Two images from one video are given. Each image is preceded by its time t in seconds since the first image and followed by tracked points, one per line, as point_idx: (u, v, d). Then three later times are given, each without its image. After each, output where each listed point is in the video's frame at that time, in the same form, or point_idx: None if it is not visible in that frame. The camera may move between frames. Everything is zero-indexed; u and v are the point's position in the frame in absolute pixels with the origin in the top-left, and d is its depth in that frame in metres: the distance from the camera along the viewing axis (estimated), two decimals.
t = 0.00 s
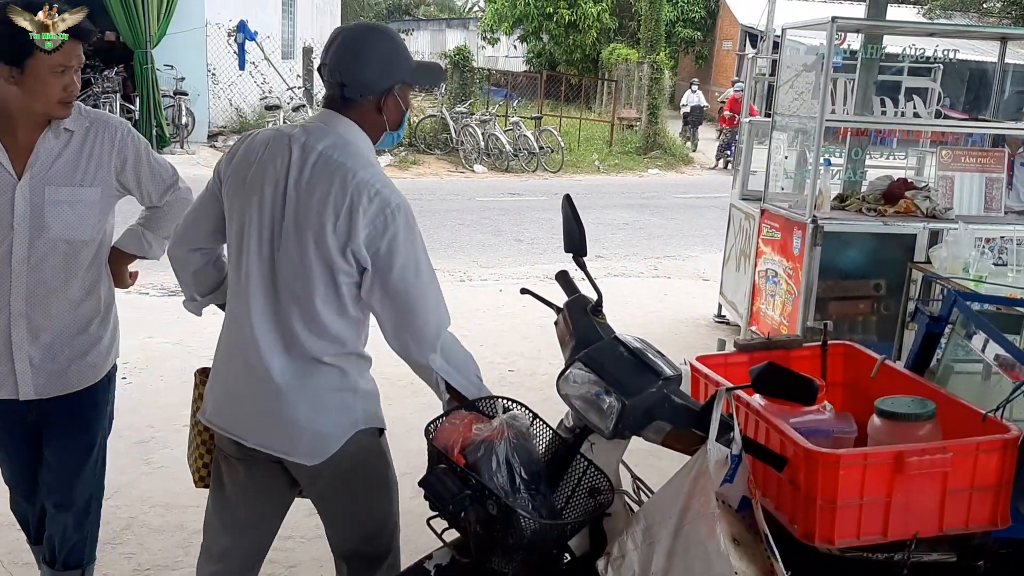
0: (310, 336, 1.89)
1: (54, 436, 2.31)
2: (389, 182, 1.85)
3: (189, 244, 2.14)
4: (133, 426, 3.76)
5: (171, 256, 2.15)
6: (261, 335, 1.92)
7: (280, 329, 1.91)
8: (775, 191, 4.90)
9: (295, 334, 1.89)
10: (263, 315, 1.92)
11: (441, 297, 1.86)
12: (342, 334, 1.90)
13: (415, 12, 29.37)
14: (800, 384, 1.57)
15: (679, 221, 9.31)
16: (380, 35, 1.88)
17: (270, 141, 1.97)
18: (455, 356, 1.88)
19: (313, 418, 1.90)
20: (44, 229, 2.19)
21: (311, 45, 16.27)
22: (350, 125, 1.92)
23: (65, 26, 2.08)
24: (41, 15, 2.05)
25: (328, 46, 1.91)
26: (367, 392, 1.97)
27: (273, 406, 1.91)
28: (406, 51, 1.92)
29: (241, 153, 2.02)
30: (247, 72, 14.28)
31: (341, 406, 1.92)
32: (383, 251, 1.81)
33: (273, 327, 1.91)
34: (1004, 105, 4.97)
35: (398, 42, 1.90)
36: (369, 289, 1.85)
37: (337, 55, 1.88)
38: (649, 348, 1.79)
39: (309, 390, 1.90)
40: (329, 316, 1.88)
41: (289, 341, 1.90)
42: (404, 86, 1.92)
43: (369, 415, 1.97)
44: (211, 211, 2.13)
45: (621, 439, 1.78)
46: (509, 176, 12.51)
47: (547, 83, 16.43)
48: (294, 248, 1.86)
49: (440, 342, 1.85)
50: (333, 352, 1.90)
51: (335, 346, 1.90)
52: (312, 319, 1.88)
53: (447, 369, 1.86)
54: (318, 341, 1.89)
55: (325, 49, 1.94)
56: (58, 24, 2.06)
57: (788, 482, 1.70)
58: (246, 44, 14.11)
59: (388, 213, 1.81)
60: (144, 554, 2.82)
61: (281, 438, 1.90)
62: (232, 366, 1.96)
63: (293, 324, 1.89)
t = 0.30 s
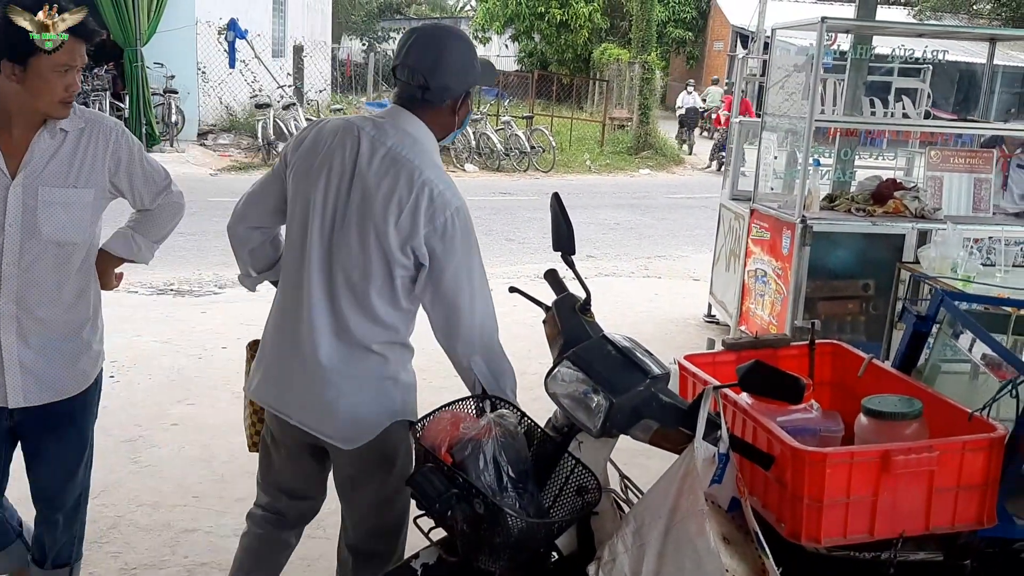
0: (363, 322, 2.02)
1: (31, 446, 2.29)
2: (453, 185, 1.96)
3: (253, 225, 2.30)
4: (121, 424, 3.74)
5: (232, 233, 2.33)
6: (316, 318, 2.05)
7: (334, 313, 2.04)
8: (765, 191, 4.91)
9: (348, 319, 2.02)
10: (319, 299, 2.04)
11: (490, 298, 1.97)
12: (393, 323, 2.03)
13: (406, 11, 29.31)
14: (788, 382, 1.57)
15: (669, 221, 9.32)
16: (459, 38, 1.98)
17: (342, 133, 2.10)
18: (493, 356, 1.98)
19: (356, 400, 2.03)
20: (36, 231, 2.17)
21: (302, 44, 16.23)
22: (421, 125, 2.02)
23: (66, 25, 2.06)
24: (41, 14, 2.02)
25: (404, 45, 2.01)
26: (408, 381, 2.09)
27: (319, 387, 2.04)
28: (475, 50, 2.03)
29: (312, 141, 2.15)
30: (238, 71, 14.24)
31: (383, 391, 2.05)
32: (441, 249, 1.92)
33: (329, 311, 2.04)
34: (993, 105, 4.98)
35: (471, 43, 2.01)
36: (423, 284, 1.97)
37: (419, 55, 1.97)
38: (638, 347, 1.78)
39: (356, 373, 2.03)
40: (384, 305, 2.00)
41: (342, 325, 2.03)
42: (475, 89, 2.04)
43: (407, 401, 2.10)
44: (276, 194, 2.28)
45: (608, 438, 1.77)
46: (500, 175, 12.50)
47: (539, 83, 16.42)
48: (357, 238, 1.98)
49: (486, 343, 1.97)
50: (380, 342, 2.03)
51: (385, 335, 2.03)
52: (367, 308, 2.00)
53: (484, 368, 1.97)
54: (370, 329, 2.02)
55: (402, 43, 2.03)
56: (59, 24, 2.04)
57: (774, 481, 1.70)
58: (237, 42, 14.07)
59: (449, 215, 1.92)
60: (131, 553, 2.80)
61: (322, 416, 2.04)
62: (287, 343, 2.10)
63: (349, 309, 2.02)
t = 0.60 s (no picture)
0: (361, 317, 2.06)
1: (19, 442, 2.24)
2: (448, 187, 1.96)
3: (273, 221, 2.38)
4: (101, 425, 3.72)
5: (255, 229, 2.41)
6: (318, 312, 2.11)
7: (335, 308, 2.09)
8: (746, 191, 4.92)
9: (347, 314, 2.07)
10: (320, 294, 2.10)
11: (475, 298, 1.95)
12: (389, 320, 2.05)
13: (388, 11, 29.22)
14: (769, 381, 1.58)
15: (652, 221, 9.35)
16: (465, 42, 1.96)
17: (351, 133, 2.15)
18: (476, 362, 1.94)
19: (350, 396, 2.08)
20: (16, 231, 2.14)
21: (284, 42, 16.16)
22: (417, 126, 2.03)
23: (64, 26, 2.07)
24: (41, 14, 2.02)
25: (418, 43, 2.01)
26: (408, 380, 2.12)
27: (319, 379, 2.10)
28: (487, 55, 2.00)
29: (324, 140, 2.21)
30: (219, 69, 14.17)
31: (378, 388, 2.08)
32: (427, 250, 1.93)
33: (330, 306, 2.09)
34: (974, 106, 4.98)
35: (482, 48, 1.98)
36: (414, 283, 1.98)
37: (423, 57, 1.97)
38: (620, 346, 1.78)
39: (354, 368, 2.08)
40: (377, 304, 2.03)
41: (341, 320, 2.08)
42: (484, 95, 2.01)
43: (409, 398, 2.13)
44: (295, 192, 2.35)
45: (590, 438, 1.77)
46: (483, 174, 12.50)
47: (522, 83, 16.43)
48: (353, 237, 2.03)
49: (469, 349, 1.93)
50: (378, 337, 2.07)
51: (382, 331, 2.06)
52: (363, 304, 2.04)
53: (464, 374, 1.93)
54: (368, 324, 2.06)
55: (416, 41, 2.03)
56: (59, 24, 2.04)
57: (755, 480, 1.70)
58: (218, 40, 14.00)
59: (438, 216, 1.92)
60: (111, 555, 2.78)
61: (322, 408, 2.10)
62: (298, 335, 2.19)
63: (348, 304, 2.06)
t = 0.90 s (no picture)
0: (352, 307, 2.13)
1: None
2: (426, 180, 1.98)
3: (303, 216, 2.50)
4: (89, 426, 3.70)
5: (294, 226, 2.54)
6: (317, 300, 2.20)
7: (330, 297, 2.17)
8: (736, 191, 4.94)
9: (341, 302, 2.14)
10: (318, 284, 2.19)
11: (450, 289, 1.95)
12: (377, 311, 2.10)
13: (379, 11, 29.16)
14: (759, 380, 1.58)
15: (642, 220, 9.36)
16: (476, 57, 1.97)
17: (355, 133, 2.22)
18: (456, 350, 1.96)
19: (345, 384, 2.16)
20: None
21: (273, 42, 16.13)
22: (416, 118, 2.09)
23: (61, 25, 2.30)
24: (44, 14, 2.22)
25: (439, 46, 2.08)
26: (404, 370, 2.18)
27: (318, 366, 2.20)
28: (498, 81, 1.99)
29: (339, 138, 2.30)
30: (208, 68, 14.14)
31: (373, 376, 2.15)
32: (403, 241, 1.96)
33: (326, 295, 2.18)
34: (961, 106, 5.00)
35: (492, 72, 1.98)
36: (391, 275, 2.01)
37: (436, 59, 2.03)
38: (610, 346, 1.78)
39: (348, 355, 2.16)
40: (365, 295, 2.08)
41: (336, 309, 2.17)
42: (472, 105, 2.02)
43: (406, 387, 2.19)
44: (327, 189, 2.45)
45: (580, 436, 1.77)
46: (473, 174, 12.51)
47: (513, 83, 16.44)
48: (340, 229, 2.09)
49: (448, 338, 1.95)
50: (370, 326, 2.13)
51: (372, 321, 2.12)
52: (353, 293, 2.11)
53: (444, 360, 1.96)
54: (359, 313, 2.12)
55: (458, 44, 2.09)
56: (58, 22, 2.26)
57: (745, 478, 1.71)
58: (208, 39, 13.97)
59: (412, 206, 1.95)
60: (100, 556, 2.77)
61: (321, 393, 2.20)
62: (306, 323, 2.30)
63: (341, 293, 2.14)
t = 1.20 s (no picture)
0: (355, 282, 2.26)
1: None
2: (410, 161, 2.06)
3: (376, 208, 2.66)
4: (80, 426, 3.69)
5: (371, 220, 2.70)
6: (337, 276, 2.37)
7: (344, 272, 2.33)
8: (728, 188, 4.95)
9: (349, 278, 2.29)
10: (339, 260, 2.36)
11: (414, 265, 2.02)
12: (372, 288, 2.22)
13: (370, 10, 29.12)
14: (751, 377, 1.58)
15: (635, 219, 9.38)
16: (477, 51, 2.01)
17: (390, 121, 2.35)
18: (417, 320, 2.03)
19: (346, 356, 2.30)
20: None
21: (264, 40, 16.09)
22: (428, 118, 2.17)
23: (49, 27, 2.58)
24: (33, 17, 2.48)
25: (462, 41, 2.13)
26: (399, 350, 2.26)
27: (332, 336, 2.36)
28: (493, 77, 2.01)
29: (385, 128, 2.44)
30: (199, 68, 14.10)
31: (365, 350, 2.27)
32: (382, 212, 2.06)
33: (342, 270, 2.34)
34: (951, 103, 5.02)
35: (488, 67, 2.00)
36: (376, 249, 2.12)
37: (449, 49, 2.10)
38: (603, 343, 1.78)
39: (350, 329, 2.30)
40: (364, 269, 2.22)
41: (346, 285, 2.32)
42: (467, 98, 2.07)
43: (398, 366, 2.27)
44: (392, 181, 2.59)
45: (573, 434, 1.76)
46: (465, 173, 12.51)
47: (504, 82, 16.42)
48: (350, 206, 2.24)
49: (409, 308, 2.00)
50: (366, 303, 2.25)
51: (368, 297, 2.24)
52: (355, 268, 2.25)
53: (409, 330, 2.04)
54: (359, 289, 2.25)
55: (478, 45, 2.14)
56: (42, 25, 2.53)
57: (738, 475, 1.70)
58: (198, 39, 13.93)
59: (390, 183, 2.05)
60: (91, 557, 2.76)
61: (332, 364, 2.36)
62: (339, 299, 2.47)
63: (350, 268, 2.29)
